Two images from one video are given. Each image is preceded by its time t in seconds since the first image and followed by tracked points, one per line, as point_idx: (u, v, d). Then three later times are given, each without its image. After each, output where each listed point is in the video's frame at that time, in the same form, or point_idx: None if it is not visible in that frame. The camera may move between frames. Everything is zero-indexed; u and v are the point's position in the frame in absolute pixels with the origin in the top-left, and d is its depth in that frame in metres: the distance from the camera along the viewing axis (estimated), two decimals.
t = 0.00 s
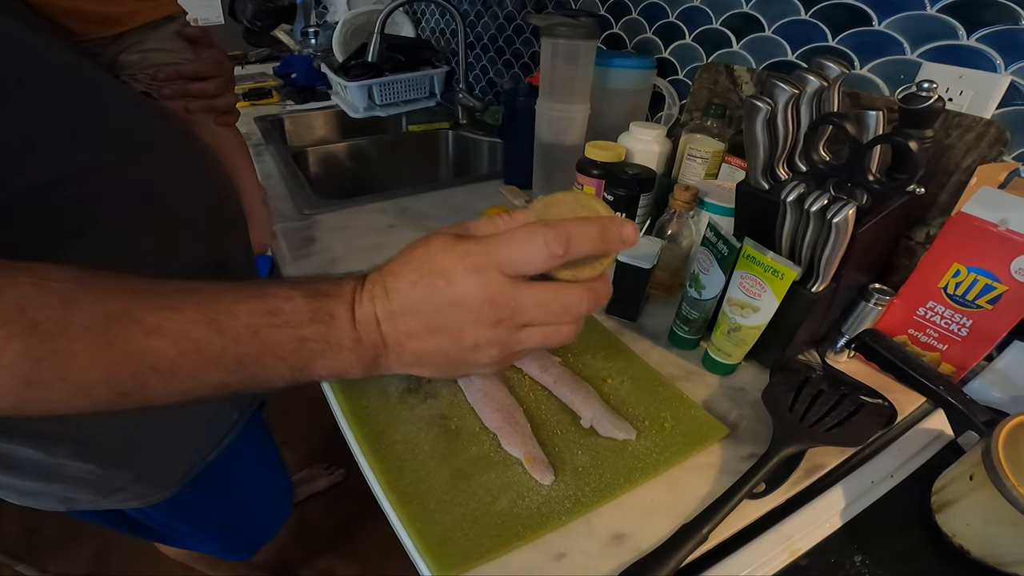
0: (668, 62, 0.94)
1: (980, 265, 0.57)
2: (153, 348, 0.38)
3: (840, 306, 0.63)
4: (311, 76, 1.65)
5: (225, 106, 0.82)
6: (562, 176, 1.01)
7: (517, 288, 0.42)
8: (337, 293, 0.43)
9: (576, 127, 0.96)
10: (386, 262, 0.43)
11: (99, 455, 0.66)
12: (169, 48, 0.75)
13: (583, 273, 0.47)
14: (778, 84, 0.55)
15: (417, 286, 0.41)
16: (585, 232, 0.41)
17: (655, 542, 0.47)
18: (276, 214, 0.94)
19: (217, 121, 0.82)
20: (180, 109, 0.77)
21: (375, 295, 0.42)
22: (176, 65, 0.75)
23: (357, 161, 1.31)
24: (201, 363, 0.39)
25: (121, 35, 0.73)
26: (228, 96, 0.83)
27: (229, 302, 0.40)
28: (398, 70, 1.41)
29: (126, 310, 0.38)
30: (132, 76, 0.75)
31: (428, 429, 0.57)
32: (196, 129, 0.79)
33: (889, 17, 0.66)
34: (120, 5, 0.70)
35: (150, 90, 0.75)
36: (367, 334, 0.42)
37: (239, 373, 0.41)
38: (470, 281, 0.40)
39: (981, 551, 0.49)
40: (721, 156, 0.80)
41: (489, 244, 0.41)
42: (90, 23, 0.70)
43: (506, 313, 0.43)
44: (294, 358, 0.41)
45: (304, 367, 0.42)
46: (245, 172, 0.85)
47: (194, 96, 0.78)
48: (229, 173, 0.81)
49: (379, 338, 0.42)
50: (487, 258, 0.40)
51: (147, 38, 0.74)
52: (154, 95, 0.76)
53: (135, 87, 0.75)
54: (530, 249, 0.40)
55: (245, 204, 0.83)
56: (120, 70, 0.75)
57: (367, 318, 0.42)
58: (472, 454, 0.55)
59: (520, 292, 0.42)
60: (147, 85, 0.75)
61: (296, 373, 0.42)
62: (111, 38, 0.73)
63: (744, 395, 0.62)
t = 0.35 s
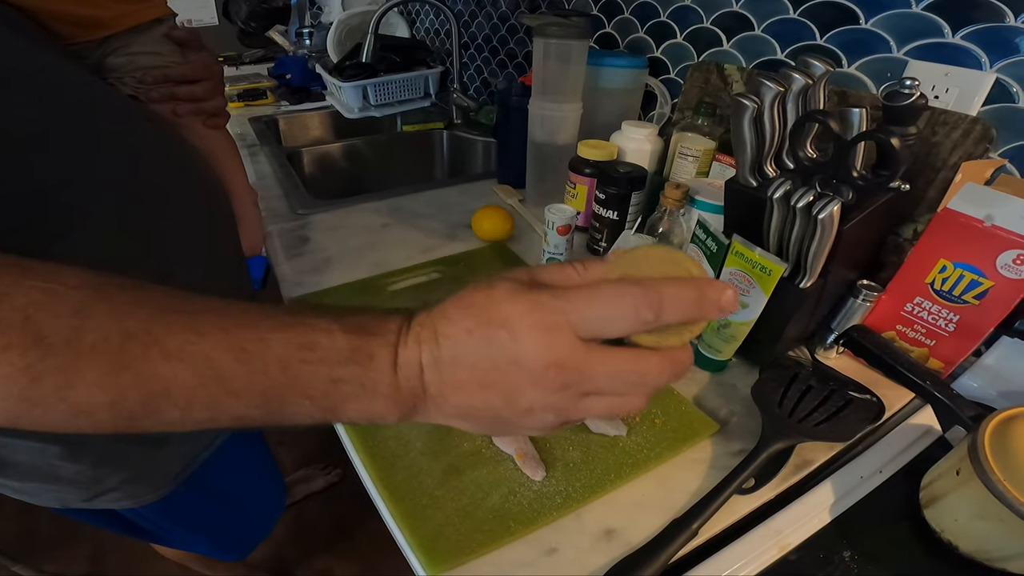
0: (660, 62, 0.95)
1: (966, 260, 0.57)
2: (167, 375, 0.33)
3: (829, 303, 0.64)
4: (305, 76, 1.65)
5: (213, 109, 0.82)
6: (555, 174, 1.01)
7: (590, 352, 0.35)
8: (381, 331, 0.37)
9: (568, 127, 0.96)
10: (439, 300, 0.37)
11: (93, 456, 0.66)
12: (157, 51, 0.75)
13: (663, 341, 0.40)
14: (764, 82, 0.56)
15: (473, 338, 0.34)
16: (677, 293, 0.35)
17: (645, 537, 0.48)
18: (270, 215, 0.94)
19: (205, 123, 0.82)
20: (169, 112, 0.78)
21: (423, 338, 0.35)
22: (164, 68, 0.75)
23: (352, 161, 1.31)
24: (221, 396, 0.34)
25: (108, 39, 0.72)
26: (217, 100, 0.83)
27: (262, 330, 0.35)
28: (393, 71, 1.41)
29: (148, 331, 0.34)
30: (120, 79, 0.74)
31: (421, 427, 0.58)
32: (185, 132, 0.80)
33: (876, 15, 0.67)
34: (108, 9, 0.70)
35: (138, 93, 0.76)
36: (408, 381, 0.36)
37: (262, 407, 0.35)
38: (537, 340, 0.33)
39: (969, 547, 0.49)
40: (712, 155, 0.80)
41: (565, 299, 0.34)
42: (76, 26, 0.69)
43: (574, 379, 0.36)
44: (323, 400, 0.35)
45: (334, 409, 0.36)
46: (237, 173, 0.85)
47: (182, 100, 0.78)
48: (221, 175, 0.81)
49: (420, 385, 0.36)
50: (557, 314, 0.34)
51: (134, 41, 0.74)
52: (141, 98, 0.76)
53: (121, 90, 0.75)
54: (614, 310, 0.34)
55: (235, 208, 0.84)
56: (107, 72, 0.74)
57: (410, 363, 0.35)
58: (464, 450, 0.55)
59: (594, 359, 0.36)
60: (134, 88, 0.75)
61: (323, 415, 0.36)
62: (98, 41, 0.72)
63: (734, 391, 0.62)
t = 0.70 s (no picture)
0: (657, 64, 0.95)
1: (958, 262, 0.58)
2: (180, 321, 0.36)
3: (824, 303, 0.64)
4: (306, 79, 1.66)
5: (214, 114, 0.83)
6: (552, 176, 1.02)
7: (533, 273, 0.40)
8: (363, 274, 0.41)
9: (566, 129, 0.97)
10: (408, 248, 0.42)
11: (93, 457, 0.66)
12: (158, 54, 0.75)
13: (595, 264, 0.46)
14: (757, 86, 0.57)
15: (437, 270, 0.39)
16: (601, 221, 0.40)
17: (641, 536, 0.48)
18: (270, 217, 0.95)
19: (207, 128, 0.82)
20: (170, 116, 0.78)
21: (397, 277, 0.40)
22: (166, 72, 0.76)
23: (351, 163, 1.32)
24: (228, 334, 0.37)
25: (110, 43, 0.73)
26: (218, 104, 0.83)
27: (260, 277, 0.38)
28: (392, 73, 1.42)
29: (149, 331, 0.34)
30: (122, 83, 0.75)
31: (419, 426, 0.58)
32: (187, 136, 0.80)
33: (870, 18, 0.67)
34: (112, 11, 0.70)
35: (140, 96, 0.76)
36: (388, 314, 0.40)
37: (262, 346, 0.38)
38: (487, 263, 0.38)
39: (962, 546, 0.50)
40: (709, 157, 0.81)
41: (501, 233, 0.40)
42: (79, 29, 0.69)
43: (523, 296, 0.41)
44: (317, 336, 0.39)
45: (326, 345, 0.40)
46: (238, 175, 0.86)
47: (183, 104, 0.79)
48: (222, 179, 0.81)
49: (398, 319, 0.40)
50: (500, 242, 0.39)
51: (138, 44, 0.74)
52: (144, 101, 0.76)
53: (124, 94, 0.75)
54: (545, 236, 0.39)
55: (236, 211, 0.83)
56: (109, 75, 0.74)
57: (387, 302, 0.40)
58: (461, 450, 0.56)
59: (535, 278, 0.41)
60: (137, 92, 0.76)
61: (317, 352, 0.40)
62: (100, 45, 0.72)
63: (730, 392, 0.63)
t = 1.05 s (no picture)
0: (663, 63, 0.95)
1: (966, 261, 0.58)
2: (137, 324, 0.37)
3: (831, 303, 0.64)
4: (311, 78, 1.66)
5: (226, 110, 0.83)
6: (558, 174, 1.02)
7: (489, 258, 0.42)
8: (310, 273, 0.43)
9: (571, 128, 0.97)
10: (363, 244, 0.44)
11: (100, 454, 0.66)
12: (173, 51, 0.75)
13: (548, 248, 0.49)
14: (765, 85, 0.57)
15: (392, 260, 0.41)
16: (555, 205, 0.43)
17: (648, 534, 0.48)
18: (276, 215, 0.95)
19: (218, 124, 0.83)
20: (183, 113, 0.78)
21: (349, 274, 0.42)
22: (181, 69, 0.75)
23: (355, 162, 1.32)
24: (175, 343, 0.38)
25: (124, 39, 0.72)
26: (229, 100, 0.84)
27: (204, 281, 0.40)
28: (397, 72, 1.42)
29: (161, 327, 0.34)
30: (136, 79, 0.74)
31: (426, 424, 0.58)
32: (199, 132, 0.80)
33: (877, 18, 0.67)
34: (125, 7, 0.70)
35: (154, 93, 0.75)
36: (340, 312, 0.42)
37: (209, 351, 0.39)
38: (444, 250, 0.40)
39: (969, 545, 0.50)
40: (715, 156, 0.81)
41: (458, 220, 0.41)
42: (96, 25, 0.69)
43: (479, 282, 0.43)
44: (267, 338, 0.40)
45: (277, 349, 0.41)
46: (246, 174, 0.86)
47: (196, 100, 0.78)
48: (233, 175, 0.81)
49: (351, 316, 0.42)
50: (457, 229, 0.41)
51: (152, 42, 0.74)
52: (158, 98, 0.75)
53: (138, 90, 0.74)
54: (502, 219, 0.41)
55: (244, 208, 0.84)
56: (124, 72, 0.73)
57: (339, 299, 0.42)
58: (468, 448, 0.56)
59: (492, 263, 0.43)
60: (151, 88, 0.74)
61: (267, 355, 0.41)
62: (116, 41, 0.71)
63: (736, 390, 0.63)
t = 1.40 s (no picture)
0: (666, 63, 0.96)
1: (969, 256, 0.58)
2: (98, 363, 0.34)
3: (835, 297, 0.66)
4: (313, 77, 1.67)
5: (240, 110, 0.84)
6: (563, 172, 1.03)
7: (454, 317, 0.34)
8: (264, 319, 0.38)
9: (576, 126, 0.98)
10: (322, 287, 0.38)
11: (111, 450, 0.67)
12: (188, 50, 0.76)
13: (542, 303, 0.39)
14: (771, 83, 0.58)
15: (344, 312, 0.34)
16: (539, 251, 0.33)
17: (659, 524, 0.49)
18: (283, 213, 0.96)
19: (231, 123, 0.83)
20: (197, 112, 0.79)
21: (304, 324, 0.37)
22: (195, 68, 0.76)
23: (359, 161, 1.33)
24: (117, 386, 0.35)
25: (141, 37, 0.73)
26: (243, 100, 0.85)
27: (140, 329, 0.36)
28: (400, 71, 1.43)
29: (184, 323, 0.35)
30: (151, 77, 0.75)
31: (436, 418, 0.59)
32: (211, 130, 0.81)
33: (879, 17, 0.68)
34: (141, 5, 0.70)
35: (168, 92, 0.76)
36: (294, 368, 0.37)
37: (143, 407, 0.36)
38: (396, 307, 0.33)
39: (974, 535, 0.51)
40: (719, 154, 0.82)
41: (417, 266, 0.34)
42: (110, 24, 0.69)
43: (441, 347, 0.35)
44: (205, 391, 0.36)
45: (221, 403, 0.37)
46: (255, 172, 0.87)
47: (210, 100, 0.79)
48: (242, 174, 0.82)
49: (307, 373, 0.37)
50: (416, 280, 0.33)
51: (169, 40, 0.75)
52: (172, 96, 0.76)
53: (153, 89, 0.75)
54: (464, 271, 0.32)
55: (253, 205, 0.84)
56: (139, 71, 0.75)
57: (292, 352, 0.37)
58: (479, 441, 0.57)
59: (457, 322, 0.34)
60: (165, 86, 0.76)
61: (211, 408, 0.37)
62: (132, 39, 0.72)
63: (742, 384, 0.64)
